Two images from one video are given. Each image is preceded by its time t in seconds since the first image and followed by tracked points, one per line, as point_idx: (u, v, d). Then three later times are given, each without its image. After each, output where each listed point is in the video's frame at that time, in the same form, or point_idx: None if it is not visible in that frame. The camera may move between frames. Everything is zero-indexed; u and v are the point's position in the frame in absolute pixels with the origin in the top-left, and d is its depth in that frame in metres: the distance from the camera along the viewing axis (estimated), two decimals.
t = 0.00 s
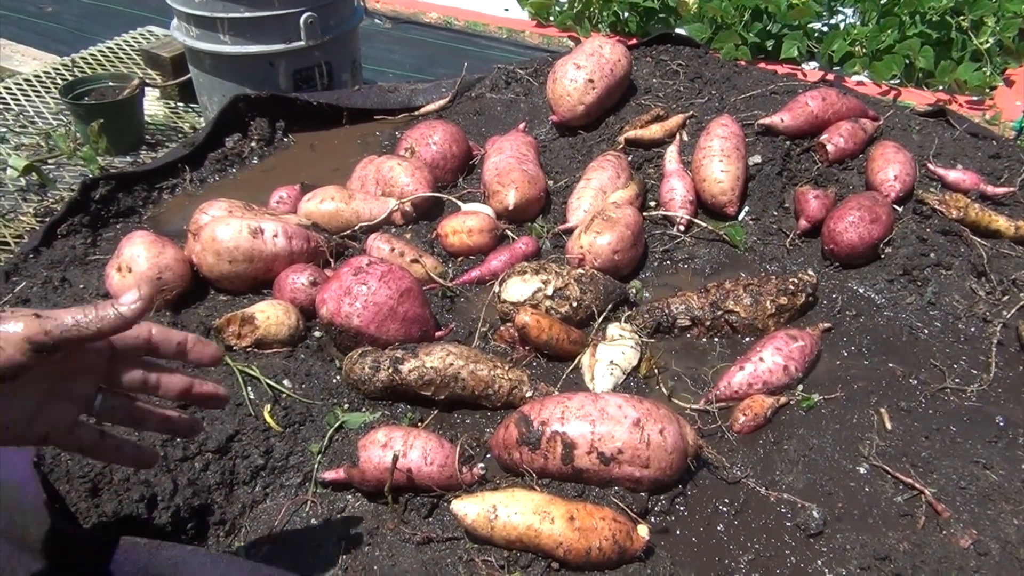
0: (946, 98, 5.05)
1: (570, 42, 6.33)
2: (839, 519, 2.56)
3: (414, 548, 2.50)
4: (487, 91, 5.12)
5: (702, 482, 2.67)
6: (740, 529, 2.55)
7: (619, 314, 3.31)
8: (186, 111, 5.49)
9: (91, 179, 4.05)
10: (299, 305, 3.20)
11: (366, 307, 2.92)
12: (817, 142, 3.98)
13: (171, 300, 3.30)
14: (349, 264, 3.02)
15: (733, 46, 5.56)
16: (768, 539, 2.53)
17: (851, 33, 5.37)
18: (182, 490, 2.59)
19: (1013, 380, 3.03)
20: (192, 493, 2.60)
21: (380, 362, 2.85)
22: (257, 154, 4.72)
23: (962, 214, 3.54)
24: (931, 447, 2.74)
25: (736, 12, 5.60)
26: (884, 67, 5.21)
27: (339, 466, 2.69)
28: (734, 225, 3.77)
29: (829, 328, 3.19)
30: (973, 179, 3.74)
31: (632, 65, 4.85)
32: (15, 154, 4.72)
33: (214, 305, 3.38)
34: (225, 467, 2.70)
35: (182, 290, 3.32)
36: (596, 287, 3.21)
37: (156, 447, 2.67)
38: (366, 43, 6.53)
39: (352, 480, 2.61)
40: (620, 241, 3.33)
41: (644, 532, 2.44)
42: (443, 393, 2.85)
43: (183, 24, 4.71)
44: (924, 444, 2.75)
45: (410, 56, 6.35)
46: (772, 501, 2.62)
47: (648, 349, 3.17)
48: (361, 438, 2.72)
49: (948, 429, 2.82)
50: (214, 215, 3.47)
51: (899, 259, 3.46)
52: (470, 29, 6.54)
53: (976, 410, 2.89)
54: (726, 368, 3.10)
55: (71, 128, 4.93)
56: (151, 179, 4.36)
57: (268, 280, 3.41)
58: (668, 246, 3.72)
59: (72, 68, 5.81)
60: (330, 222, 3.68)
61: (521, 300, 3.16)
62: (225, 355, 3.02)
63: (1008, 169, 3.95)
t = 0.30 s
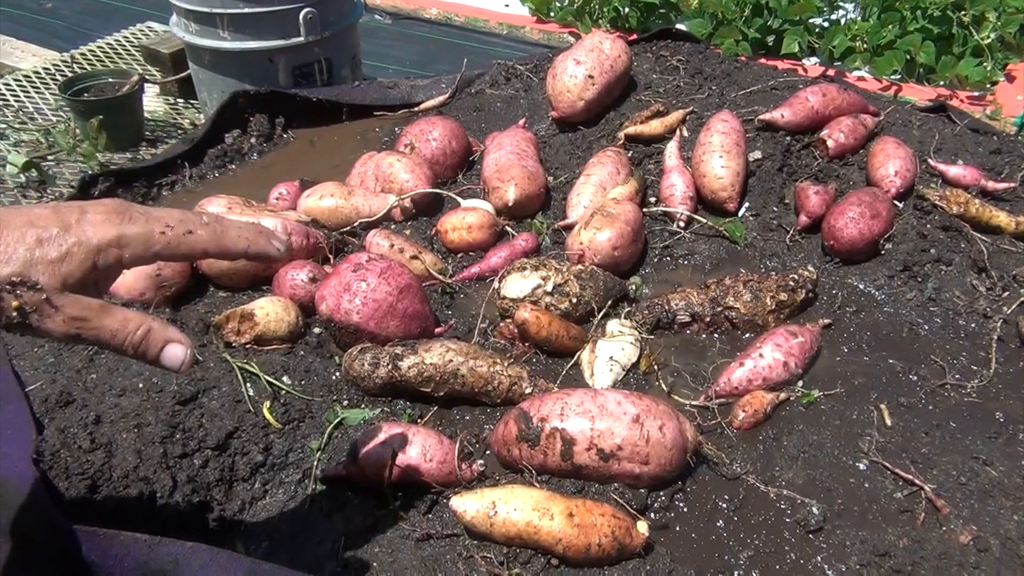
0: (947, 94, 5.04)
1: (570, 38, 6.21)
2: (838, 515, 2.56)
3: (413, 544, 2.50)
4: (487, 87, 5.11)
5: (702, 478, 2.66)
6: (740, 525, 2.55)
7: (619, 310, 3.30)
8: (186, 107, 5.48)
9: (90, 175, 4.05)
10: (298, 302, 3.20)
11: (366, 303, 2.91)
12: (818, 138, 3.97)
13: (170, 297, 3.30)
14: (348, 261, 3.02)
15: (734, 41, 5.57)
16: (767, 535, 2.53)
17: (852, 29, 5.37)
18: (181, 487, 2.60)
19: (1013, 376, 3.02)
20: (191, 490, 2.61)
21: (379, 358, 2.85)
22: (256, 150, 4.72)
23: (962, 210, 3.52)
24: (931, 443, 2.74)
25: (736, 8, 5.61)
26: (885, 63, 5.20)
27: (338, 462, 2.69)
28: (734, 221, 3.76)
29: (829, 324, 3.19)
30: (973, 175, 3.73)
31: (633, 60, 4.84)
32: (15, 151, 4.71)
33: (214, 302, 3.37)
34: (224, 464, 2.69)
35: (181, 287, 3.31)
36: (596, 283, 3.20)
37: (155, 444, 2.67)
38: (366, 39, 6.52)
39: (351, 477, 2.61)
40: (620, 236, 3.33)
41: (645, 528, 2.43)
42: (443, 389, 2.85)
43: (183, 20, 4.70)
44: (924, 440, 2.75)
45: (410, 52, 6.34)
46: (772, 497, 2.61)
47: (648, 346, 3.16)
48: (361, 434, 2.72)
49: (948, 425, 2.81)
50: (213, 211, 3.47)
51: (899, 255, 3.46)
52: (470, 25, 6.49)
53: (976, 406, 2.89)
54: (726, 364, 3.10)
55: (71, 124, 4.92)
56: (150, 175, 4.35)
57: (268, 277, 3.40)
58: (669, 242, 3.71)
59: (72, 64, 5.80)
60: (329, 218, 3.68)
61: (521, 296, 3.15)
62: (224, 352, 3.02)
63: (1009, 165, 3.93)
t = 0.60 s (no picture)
0: (946, 89, 5.03)
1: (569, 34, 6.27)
2: (834, 510, 2.56)
3: (410, 541, 2.51)
4: (485, 84, 5.11)
5: (698, 474, 2.67)
6: (736, 521, 2.56)
7: (616, 307, 3.31)
8: (184, 105, 5.48)
9: (88, 173, 4.05)
10: (296, 299, 3.20)
11: (363, 300, 2.92)
12: (815, 134, 3.97)
13: (168, 296, 3.30)
14: (345, 258, 3.02)
15: (732, 37, 5.57)
16: (764, 530, 2.53)
17: (850, 24, 5.37)
18: (179, 485, 2.60)
19: (1010, 371, 3.02)
20: (189, 488, 2.62)
21: (377, 356, 2.86)
22: (254, 148, 4.72)
23: (959, 206, 3.53)
24: (928, 438, 2.74)
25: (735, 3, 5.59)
26: (884, 58, 5.20)
27: (336, 460, 2.70)
28: (731, 217, 3.76)
29: (825, 320, 3.19)
30: (970, 170, 3.73)
31: (630, 57, 4.84)
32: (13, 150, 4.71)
33: (212, 300, 3.38)
34: (222, 462, 2.71)
35: (179, 285, 3.31)
36: (593, 280, 3.21)
37: (153, 442, 2.67)
38: (364, 36, 6.51)
39: (349, 475, 2.62)
40: (617, 233, 3.33)
41: (641, 524, 2.44)
42: (440, 387, 2.85)
43: (180, 18, 4.69)
44: (921, 435, 2.75)
45: (408, 49, 6.33)
46: (768, 492, 2.62)
47: (644, 342, 3.17)
48: (358, 432, 2.73)
49: (945, 420, 2.82)
50: (211, 210, 3.48)
51: (896, 250, 3.46)
52: (468, 21, 6.51)
53: (973, 401, 2.89)
54: (723, 360, 3.10)
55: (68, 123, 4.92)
56: (148, 174, 4.35)
57: (266, 275, 3.41)
58: (666, 238, 3.71)
59: (69, 63, 5.80)
60: (327, 216, 3.68)
61: (518, 293, 3.15)
62: (221, 350, 3.03)
63: (1006, 160, 3.93)
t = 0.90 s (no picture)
0: (942, 84, 5.04)
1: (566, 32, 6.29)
2: (832, 506, 2.57)
3: (409, 540, 2.51)
4: (481, 83, 5.11)
5: (696, 471, 2.68)
6: (734, 517, 2.56)
7: (614, 304, 3.31)
8: (180, 105, 5.48)
9: (85, 174, 4.04)
10: (294, 299, 3.21)
11: (360, 300, 2.92)
12: (811, 131, 3.97)
13: (166, 296, 3.30)
14: (343, 258, 3.02)
15: (729, 33, 5.57)
16: (762, 526, 2.54)
17: (846, 20, 5.38)
18: (178, 485, 2.60)
19: (1007, 366, 3.03)
20: (188, 488, 2.62)
21: (375, 355, 2.86)
22: (251, 148, 4.72)
23: (955, 201, 3.53)
24: (925, 434, 2.75)
25: None
26: (880, 55, 5.20)
27: (334, 459, 2.70)
28: (728, 214, 3.77)
29: (822, 317, 3.20)
30: (966, 165, 3.73)
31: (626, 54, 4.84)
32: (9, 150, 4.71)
33: (209, 300, 3.38)
34: (220, 462, 2.71)
35: (176, 285, 3.31)
36: (590, 278, 3.21)
37: (151, 442, 2.66)
38: (360, 35, 6.50)
39: (347, 473, 2.62)
40: (614, 231, 3.33)
41: (640, 521, 2.45)
42: (438, 385, 2.86)
43: (176, 18, 4.69)
44: (918, 431, 2.76)
45: (405, 47, 6.33)
46: (766, 489, 2.63)
47: (642, 340, 3.17)
48: (356, 431, 2.73)
49: (941, 415, 2.83)
50: (207, 210, 3.47)
51: (892, 246, 3.48)
52: (465, 20, 6.53)
53: (970, 397, 2.90)
54: (720, 357, 3.11)
55: (65, 123, 4.92)
56: (145, 174, 4.35)
57: (263, 274, 3.41)
58: (663, 236, 3.72)
59: (66, 63, 5.80)
60: (324, 215, 3.68)
61: (515, 291, 3.15)
62: (220, 349, 3.02)
63: (1002, 156, 3.94)
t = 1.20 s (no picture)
0: (939, 82, 5.06)
1: (563, 30, 6.29)
2: (833, 503, 2.58)
3: (410, 539, 2.51)
4: (480, 82, 5.11)
5: (697, 469, 2.68)
6: (734, 515, 2.57)
7: (613, 303, 3.32)
8: (178, 105, 5.47)
9: (83, 173, 4.03)
10: (293, 298, 3.20)
11: (360, 299, 2.92)
12: (809, 129, 3.97)
13: (165, 296, 3.30)
14: (342, 257, 3.02)
15: (726, 32, 5.58)
16: (762, 524, 2.55)
17: (844, 18, 5.38)
18: (179, 484, 2.60)
19: (1005, 363, 3.04)
20: (189, 487, 2.62)
21: (375, 354, 2.86)
22: (249, 147, 4.72)
23: (954, 199, 3.53)
24: (924, 431, 2.75)
25: None
26: (877, 52, 5.22)
27: (335, 458, 2.71)
28: (727, 213, 3.77)
29: (822, 315, 3.20)
30: (964, 163, 3.74)
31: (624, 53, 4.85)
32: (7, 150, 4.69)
33: (209, 299, 3.37)
34: (221, 462, 2.71)
35: (176, 285, 3.31)
36: (590, 277, 3.22)
37: (152, 442, 2.66)
38: (358, 34, 6.50)
39: (348, 472, 2.62)
40: (613, 230, 3.33)
41: (640, 519, 2.45)
42: (438, 384, 2.86)
43: (174, 18, 4.68)
44: (917, 428, 2.77)
45: (403, 46, 6.32)
46: (767, 486, 2.63)
47: (642, 338, 3.18)
48: (357, 430, 2.74)
49: (941, 413, 2.83)
50: (206, 209, 3.47)
51: (891, 244, 3.48)
52: (462, 19, 6.53)
53: (969, 394, 2.91)
54: (720, 355, 3.12)
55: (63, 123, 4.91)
56: (143, 173, 4.34)
57: (262, 274, 3.41)
58: (662, 234, 3.72)
59: (63, 63, 5.78)
60: (323, 215, 3.67)
61: (515, 290, 3.15)
62: (219, 349, 3.02)
63: (999, 153, 3.95)
